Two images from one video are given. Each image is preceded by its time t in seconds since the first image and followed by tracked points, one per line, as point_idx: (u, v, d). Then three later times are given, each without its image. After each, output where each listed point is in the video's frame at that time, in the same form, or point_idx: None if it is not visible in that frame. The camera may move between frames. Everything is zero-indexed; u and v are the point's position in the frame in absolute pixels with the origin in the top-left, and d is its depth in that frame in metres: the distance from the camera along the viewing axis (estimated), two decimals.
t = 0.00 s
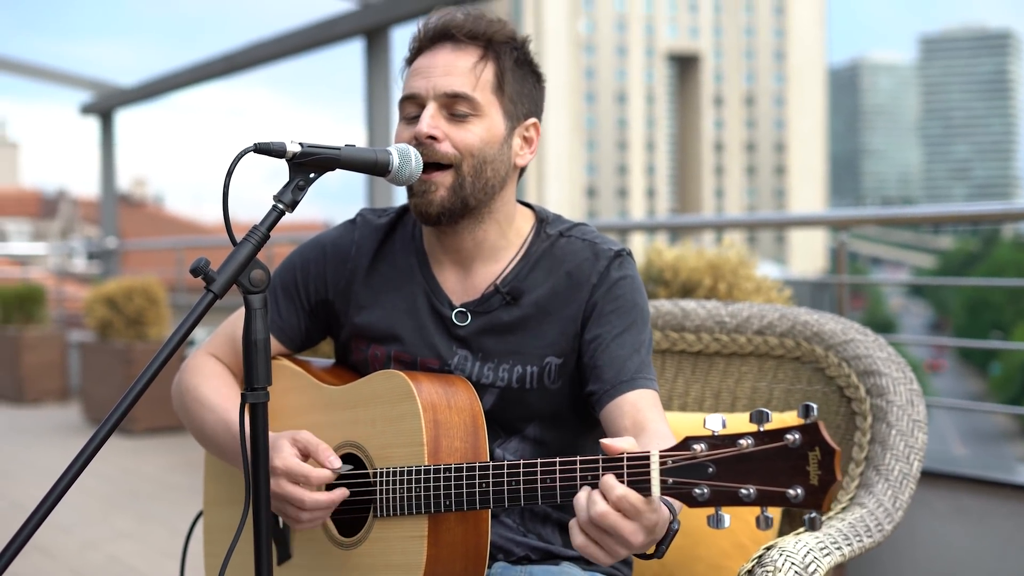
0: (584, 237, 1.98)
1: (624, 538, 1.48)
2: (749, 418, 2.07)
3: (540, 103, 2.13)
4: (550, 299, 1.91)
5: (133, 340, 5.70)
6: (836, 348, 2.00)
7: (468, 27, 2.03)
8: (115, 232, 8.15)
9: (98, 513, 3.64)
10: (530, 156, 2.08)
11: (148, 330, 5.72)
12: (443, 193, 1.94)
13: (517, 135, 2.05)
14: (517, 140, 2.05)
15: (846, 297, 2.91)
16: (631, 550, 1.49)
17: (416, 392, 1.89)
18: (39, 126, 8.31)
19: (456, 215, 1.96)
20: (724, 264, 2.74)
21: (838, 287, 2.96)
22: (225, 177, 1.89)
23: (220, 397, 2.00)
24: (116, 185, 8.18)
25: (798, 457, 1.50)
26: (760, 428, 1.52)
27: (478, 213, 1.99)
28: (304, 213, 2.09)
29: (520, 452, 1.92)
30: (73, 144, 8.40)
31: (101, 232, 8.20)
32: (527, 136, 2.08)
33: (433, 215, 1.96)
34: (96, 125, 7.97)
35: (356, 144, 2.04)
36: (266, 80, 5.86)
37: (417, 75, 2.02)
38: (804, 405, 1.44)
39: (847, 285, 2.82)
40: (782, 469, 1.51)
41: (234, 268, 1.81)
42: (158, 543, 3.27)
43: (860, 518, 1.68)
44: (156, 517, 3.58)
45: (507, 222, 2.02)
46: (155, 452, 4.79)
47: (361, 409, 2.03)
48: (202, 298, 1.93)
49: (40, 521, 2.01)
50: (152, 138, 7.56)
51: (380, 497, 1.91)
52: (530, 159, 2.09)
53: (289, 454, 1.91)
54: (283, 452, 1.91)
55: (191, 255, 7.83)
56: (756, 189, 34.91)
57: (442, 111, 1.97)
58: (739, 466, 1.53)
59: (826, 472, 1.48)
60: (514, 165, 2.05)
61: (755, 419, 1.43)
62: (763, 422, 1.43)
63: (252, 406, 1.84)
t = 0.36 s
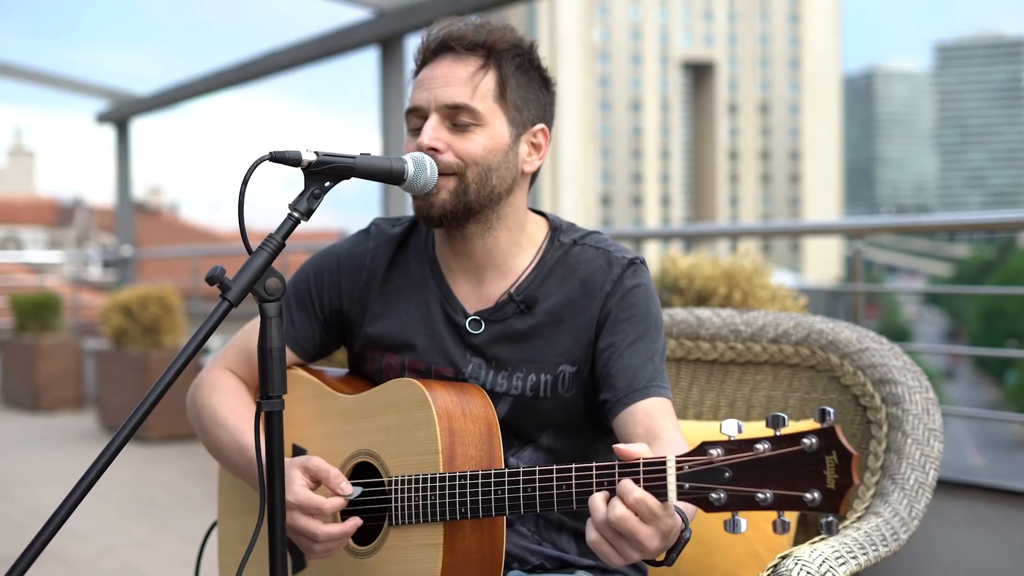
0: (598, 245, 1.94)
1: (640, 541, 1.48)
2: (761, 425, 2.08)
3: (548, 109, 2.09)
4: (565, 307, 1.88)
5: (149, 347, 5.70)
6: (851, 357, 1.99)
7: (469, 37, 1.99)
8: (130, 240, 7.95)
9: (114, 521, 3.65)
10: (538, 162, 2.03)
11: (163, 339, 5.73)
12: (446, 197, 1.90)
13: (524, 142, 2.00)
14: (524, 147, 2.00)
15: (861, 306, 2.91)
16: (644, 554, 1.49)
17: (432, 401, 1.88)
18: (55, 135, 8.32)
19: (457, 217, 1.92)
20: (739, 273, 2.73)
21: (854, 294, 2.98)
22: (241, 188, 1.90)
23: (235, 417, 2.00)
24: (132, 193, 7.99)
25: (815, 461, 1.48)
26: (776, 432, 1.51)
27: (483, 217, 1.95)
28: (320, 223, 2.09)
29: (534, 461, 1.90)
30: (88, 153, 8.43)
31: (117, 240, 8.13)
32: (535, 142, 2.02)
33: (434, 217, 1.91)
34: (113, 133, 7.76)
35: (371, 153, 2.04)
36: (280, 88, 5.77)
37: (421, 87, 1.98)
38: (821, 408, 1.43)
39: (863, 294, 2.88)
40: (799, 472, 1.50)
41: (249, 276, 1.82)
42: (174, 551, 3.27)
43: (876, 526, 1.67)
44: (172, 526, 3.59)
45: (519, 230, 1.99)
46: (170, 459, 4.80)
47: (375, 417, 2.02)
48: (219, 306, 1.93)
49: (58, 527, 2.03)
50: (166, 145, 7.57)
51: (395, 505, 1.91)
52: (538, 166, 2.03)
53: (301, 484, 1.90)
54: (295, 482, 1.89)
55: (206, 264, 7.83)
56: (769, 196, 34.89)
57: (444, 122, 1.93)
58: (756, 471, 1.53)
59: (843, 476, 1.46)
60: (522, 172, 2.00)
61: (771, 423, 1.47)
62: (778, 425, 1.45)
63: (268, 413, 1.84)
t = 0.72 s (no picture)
0: (610, 253, 1.90)
1: (654, 547, 1.45)
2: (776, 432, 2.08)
3: (559, 116, 2.06)
4: (577, 315, 1.84)
5: (164, 355, 5.70)
6: (866, 365, 1.99)
7: (478, 46, 1.98)
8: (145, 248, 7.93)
9: (128, 528, 3.66)
10: (550, 170, 2.01)
11: (178, 346, 5.73)
12: (460, 205, 1.88)
13: (535, 149, 1.98)
14: (535, 154, 1.98)
15: (876, 313, 2.91)
16: (659, 559, 1.47)
17: (445, 409, 1.83)
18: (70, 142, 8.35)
19: (470, 224, 1.90)
20: (753, 281, 2.74)
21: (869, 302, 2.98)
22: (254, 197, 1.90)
23: (244, 440, 2.01)
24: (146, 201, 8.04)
25: (830, 466, 1.47)
26: (792, 437, 1.49)
27: (497, 224, 1.92)
28: (334, 230, 2.09)
29: (547, 470, 1.86)
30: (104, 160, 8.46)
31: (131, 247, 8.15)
32: (546, 149, 2.00)
33: (447, 225, 1.90)
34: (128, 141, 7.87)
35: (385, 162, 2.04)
36: (295, 96, 5.80)
37: (432, 96, 1.97)
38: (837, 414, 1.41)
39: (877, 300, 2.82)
40: (815, 478, 1.48)
41: (264, 285, 1.82)
42: (187, 558, 3.27)
43: (891, 535, 1.65)
44: (186, 533, 3.59)
45: (530, 237, 1.96)
46: (184, 466, 4.82)
47: (388, 425, 1.98)
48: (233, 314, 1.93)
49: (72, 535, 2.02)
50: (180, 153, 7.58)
51: (410, 513, 1.86)
52: (549, 173, 2.01)
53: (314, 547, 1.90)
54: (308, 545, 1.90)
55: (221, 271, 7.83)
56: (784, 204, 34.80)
57: (455, 131, 1.91)
58: (771, 476, 1.50)
59: (860, 481, 1.45)
60: (533, 179, 1.98)
61: (787, 429, 1.45)
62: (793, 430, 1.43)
63: (283, 421, 1.84)
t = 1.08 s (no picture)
0: (622, 259, 1.89)
1: (666, 554, 1.43)
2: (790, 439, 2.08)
3: (575, 124, 2.06)
4: (590, 320, 1.83)
5: (177, 361, 5.71)
6: (881, 372, 1.98)
7: (499, 50, 1.98)
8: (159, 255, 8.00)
9: (142, 535, 3.66)
10: (564, 177, 2.01)
11: (192, 352, 5.73)
12: (476, 210, 1.88)
13: (551, 156, 1.98)
14: (551, 161, 1.98)
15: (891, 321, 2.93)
16: (670, 568, 1.44)
17: (459, 415, 1.82)
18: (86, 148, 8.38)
19: (487, 230, 1.89)
20: (767, 287, 2.75)
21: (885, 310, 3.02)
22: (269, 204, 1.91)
23: (259, 420, 2.00)
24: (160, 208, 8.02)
25: (842, 474, 1.41)
26: (804, 444, 1.44)
27: (510, 231, 1.92)
28: (348, 236, 2.10)
29: (561, 476, 1.85)
30: (118, 166, 8.47)
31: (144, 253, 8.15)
32: (561, 157, 2.01)
33: (463, 230, 1.89)
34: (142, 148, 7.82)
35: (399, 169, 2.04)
36: (307, 102, 5.79)
37: (450, 99, 1.97)
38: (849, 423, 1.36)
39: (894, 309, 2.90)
40: (826, 486, 1.43)
41: (278, 290, 1.82)
42: (201, 565, 3.27)
43: (906, 543, 1.65)
44: (199, 540, 3.59)
45: (544, 244, 1.96)
46: (198, 472, 4.84)
47: (402, 431, 1.98)
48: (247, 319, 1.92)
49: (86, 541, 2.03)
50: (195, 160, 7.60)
51: (423, 518, 1.84)
52: (564, 180, 2.01)
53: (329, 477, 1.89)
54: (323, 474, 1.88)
55: (235, 278, 7.82)
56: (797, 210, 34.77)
57: (474, 134, 1.91)
58: (783, 483, 1.46)
59: (872, 489, 1.40)
60: (547, 186, 1.98)
61: (798, 437, 1.40)
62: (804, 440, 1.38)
63: (297, 427, 1.83)
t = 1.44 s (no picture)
0: (637, 264, 1.89)
1: (680, 556, 1.42)
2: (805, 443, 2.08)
3: (593, 131, 2.06)
4: (605, 326, 1.83)
5: (192, 366, 5.71)
6: (895, 377, 1.98)
7: (518, 57, 1.97)
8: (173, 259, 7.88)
9: (157, 539, 3.67)
10: (581, 185, 2.01)
11: (206, 357, 5.74)
12: (491, 216, 1.87)
13: (568, 164, 1.98)
14: (568, 169, 1.98)
15: (905, 325, 2.94)
16: (683, 569, 1.43)
17: (473, 419, 1.83)
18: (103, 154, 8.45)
19: (502, 236, 1.89)
20: (781, 292, 2.75)
21: (898, 315, 2.99)
22: (283, 209, 1.91)
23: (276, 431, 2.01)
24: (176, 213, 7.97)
25: (856, 475, 1.40)
26: (818, 445, 1.43)
27: (524, 237, 1.92)
28: (362, 241, 2.10)
29: (574, 481, 1.85)
30: (134, 172, 8.52)
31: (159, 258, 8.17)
32: (577, 164, 2.01)
33: (479, 236, 1.89)
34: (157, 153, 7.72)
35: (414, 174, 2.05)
36: (321, 108, 5.80)
37: (468, 105, 1.97)
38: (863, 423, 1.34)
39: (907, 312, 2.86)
40: (840, 486, 1.42)
41: (292, 295, 1.81)
42: (217, 569, 3.28)
43: (920, 548, 1.64)
44: (215, 544, 3.60)
45: (559, 250, 1.95)
46: (212, 477, 4.84)
47: (416, 435, 1.98)
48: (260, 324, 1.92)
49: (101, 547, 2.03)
50: (210, 166, 7.62)
51: (436, 522, 1.84)
52: (581, 188, 2.01)
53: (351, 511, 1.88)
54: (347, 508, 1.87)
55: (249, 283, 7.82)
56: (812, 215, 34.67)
57: (492, 142, 1.91)
58: (798, 484, 1.44)
59: (887, 490, 1.39)
60: (564, 194, 1.98)
61: (812, 437, 1.39)
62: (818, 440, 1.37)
63: (311, 432, 1.83)
